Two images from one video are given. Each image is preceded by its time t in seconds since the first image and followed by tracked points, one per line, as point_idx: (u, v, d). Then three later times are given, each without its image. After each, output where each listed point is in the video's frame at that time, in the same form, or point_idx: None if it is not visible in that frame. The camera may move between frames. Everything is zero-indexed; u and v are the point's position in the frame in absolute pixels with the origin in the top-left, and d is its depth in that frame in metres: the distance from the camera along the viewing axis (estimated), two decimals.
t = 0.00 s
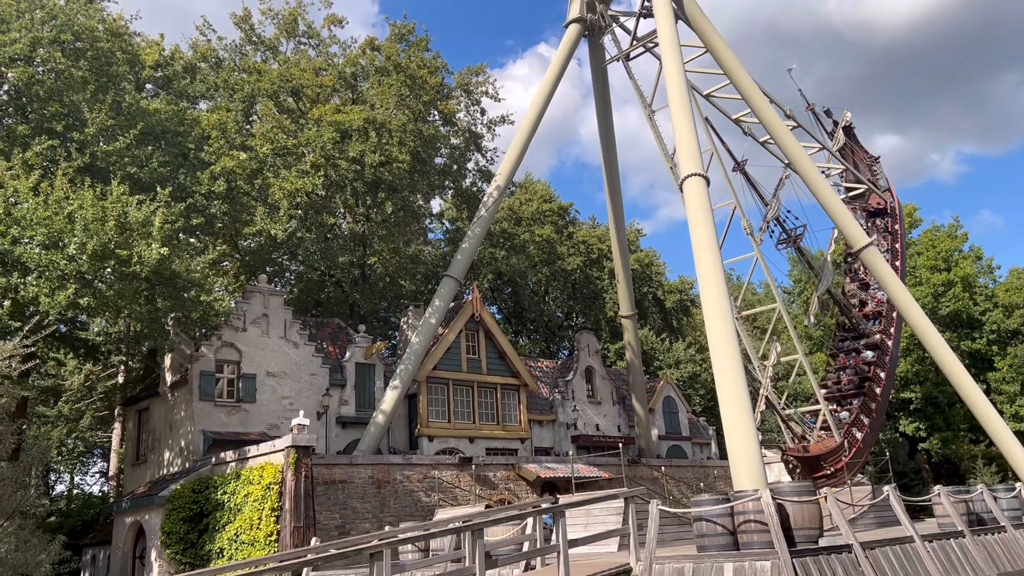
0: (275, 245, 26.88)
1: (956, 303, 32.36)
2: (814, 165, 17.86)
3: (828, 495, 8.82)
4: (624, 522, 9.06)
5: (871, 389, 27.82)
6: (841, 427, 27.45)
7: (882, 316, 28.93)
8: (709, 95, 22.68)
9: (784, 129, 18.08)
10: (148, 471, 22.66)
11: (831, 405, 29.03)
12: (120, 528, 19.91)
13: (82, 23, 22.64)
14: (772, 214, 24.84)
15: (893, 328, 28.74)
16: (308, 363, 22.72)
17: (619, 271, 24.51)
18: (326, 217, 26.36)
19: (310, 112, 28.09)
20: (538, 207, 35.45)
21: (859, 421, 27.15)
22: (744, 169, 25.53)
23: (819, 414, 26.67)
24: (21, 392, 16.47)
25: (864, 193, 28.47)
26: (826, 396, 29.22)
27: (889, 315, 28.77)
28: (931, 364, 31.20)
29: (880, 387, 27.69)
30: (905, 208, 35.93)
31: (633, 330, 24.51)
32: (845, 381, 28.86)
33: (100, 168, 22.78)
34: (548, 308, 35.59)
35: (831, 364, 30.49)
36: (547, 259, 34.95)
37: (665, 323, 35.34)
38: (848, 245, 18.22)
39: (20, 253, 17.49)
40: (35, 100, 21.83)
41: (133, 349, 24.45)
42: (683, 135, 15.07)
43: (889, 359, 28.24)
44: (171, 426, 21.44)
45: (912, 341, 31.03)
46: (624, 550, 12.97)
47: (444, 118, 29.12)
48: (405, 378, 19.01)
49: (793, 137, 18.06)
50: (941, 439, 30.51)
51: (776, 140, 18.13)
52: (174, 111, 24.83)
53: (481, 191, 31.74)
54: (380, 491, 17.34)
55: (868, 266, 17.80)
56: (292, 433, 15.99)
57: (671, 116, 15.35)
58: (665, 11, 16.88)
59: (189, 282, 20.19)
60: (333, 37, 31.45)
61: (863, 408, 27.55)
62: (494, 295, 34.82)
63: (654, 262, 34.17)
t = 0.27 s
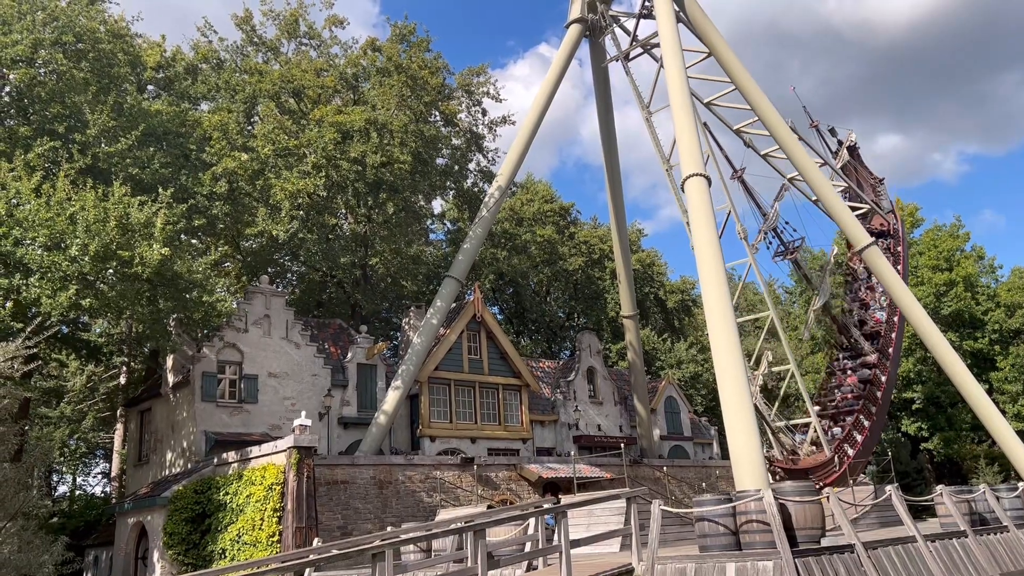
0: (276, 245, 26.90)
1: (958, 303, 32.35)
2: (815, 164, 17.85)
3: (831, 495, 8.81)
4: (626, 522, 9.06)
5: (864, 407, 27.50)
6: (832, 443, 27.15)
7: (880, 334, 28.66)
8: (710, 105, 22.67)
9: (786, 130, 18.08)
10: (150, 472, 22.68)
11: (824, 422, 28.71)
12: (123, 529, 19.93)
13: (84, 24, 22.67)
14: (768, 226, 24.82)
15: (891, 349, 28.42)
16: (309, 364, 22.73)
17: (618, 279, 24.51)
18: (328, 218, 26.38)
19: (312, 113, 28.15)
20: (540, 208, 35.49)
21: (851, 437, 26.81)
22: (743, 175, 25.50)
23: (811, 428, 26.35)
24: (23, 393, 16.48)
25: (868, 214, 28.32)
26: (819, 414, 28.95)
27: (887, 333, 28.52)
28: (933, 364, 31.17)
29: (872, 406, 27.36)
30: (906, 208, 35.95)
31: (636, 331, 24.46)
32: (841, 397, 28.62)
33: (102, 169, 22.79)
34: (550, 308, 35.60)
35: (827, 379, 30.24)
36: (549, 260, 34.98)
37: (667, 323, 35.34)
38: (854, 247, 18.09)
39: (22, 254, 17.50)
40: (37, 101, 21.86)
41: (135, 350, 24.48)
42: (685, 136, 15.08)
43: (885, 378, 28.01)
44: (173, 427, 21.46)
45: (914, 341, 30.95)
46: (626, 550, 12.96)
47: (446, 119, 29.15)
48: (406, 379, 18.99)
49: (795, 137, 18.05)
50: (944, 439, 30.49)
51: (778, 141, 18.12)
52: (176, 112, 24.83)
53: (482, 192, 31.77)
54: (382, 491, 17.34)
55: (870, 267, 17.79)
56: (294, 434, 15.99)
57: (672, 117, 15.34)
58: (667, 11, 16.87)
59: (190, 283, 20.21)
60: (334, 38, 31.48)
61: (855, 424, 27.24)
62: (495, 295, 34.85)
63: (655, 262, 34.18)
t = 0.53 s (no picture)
0: (279, 246, 26.94)
1: (960, 302, 32.33)
2: (817, 164, 17.84)
3: (833, 495, 8.81)
4: (629, 522, 9.06)
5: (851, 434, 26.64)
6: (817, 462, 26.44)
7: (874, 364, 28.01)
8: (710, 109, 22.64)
9: (788, 130, 18.05)
10: (153, 473, 22.72)
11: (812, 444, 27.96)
12: (125, 529, 19.96)
13: (86, 26, 22.72)
14: (763, 237, 24.70)
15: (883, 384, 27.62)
16: (312, 365, 22.76)
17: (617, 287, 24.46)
18: (330, 218, 26.41)
19: (314, 113, 28.21)
20: (542, 208, 35.50)
21: (836, 458, 26.09)
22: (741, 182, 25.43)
23: (792, 447, 25.69)
24: (26, 394, 16.51)
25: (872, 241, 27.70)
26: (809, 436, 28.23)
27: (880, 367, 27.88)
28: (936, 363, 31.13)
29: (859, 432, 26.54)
30: (908, 207, 35.95)
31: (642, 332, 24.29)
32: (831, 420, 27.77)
33: (105, 170, 22.82)
34: (552, 308, 35.58)
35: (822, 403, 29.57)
36: (551, 260, 35.02)
37: (669, 323, 35.32)
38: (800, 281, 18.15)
39: (24, 255, 17.54)
40: (40, 103, 21.90)
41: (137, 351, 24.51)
42: (687, 135, 15.06)
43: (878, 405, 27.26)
44: (175, 427, 21.49)
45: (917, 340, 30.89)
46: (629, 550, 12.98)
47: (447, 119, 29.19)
48: (408, 380, 18.97)
49: (797, 137, 18.04)
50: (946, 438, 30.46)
51: (780, 141, 18.10)
52: (178, 113, 24.85)
53: (484, 192, 31.79)
54: (384, 492, 17.34)
55: (872, 266, 17.75)
56: (296, 434, 16.00)
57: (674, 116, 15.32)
58: (669, 10, 16.86)
59: (193, 284, 20.24)
60: (335, 39, 31.50)
61: (842, 445, 26.64)
62: (497, 295, 34.88)
63: (657, 262, 34.17)
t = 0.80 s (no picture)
0: (282, 247, 26.97)
1: (964, 300, 32.27)
2: (820, 163, 17.82)
3: (837, 494, 8.80)
4: (632, 522, 9.07)
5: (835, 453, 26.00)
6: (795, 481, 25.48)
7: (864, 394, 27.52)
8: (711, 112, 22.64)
9: (790, 129, 18.04)
10: (157, 474, 22.75)
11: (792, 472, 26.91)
12: (129, 530, 19.99)
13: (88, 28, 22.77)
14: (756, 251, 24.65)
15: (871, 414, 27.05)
16: (315, 365, 22.78)
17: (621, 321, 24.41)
18: (333, 219, 26.41)
19: (316, 114, 28.25)
20: (544, 208, 35.50)
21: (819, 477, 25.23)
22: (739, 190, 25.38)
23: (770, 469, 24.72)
24: (30, 396, 16.54)
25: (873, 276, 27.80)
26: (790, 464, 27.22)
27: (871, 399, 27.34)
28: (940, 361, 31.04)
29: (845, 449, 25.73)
30: (911, 206, 35.88)
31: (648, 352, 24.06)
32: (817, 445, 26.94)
33: (108, 172, 22.85)
34: (555, 308, 35.56)
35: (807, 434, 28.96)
36: (553, 260, 35.04)
37: (672, 322, 35.30)
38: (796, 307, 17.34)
39: (28, 257, 17.57)
40: (43, 105, 21.96)
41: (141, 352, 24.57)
42: (689, 135, 15.05)
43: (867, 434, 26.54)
44: (179, 428, 21.52)
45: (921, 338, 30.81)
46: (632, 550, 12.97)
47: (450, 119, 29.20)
48: (412, 380, 18.97)
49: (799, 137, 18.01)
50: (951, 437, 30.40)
51: (783, 141, 18.09)
52: (181, 114, 24.87)
53: (486, 192, 31.80)
54: (388, 492, 17.35)
55: (876, 266, 17.72)
56: (300, 435, 16.02)
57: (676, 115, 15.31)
58: (671, 9, 16.86)
59: (196, 285, 20.26)
60: (337, 39, 31.52)
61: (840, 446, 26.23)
62: (500, 296, 34.88)
63: (660, 262, 34.15)
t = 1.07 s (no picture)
0: (285, 248, 27.02)
1: (968, 298, 32.19)
2: (822, 161, 17.80)
3: (842, 492, 8.78)
4: (637, 521, 9.08)
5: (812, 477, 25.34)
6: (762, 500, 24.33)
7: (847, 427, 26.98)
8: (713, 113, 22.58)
9: (792, 127, 18.03)
10: (162, 475, 22.80)
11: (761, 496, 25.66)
12: (135, 531, 20.03)
13: (91, 30, 22.84)
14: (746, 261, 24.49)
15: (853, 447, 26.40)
16: (319, 366, 22.83)
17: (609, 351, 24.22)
18: (336, 219, 26.42)
19: (319, 115, 28.30)
20: (547, 207, 35.51)
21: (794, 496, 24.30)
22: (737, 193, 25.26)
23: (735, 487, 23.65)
24: (36, 398, 16.59)
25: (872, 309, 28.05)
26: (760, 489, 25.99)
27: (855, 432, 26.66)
28: (944, 359, 30.92)
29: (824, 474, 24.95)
30: (915, 203, 35.79)
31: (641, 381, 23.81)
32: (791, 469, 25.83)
33: (111, 174, 22.90)
34: (558, 307, 35.56)
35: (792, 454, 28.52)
36: (557, 259, 35.05)
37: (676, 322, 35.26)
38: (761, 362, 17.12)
39: (33, 260, 17.62)
40: (47, 107, 22.04)
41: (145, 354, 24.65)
42: (692, 132, 15.04)
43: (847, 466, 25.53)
44: (184, 430, 21.56)
45: (925, 335, 30.67)
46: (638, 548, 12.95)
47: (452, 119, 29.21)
48: (415, 380, 18.97)
49: (801, 134, 17.97)
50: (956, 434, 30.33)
51: (785, 139, 18.06)
52: (184, 116, 24.94)
53: (489, 192, 31.82)
54: (392, 492, 17.37)
55: (879, 263, 17.69)
56: (304, 436, 16.03)
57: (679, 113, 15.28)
58: (674, 6, 16.83)
59: (200, 287, 20.30)
60: (339, 41, 31.56)
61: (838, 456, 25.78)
62: (503, 295, 34.89)
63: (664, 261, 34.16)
